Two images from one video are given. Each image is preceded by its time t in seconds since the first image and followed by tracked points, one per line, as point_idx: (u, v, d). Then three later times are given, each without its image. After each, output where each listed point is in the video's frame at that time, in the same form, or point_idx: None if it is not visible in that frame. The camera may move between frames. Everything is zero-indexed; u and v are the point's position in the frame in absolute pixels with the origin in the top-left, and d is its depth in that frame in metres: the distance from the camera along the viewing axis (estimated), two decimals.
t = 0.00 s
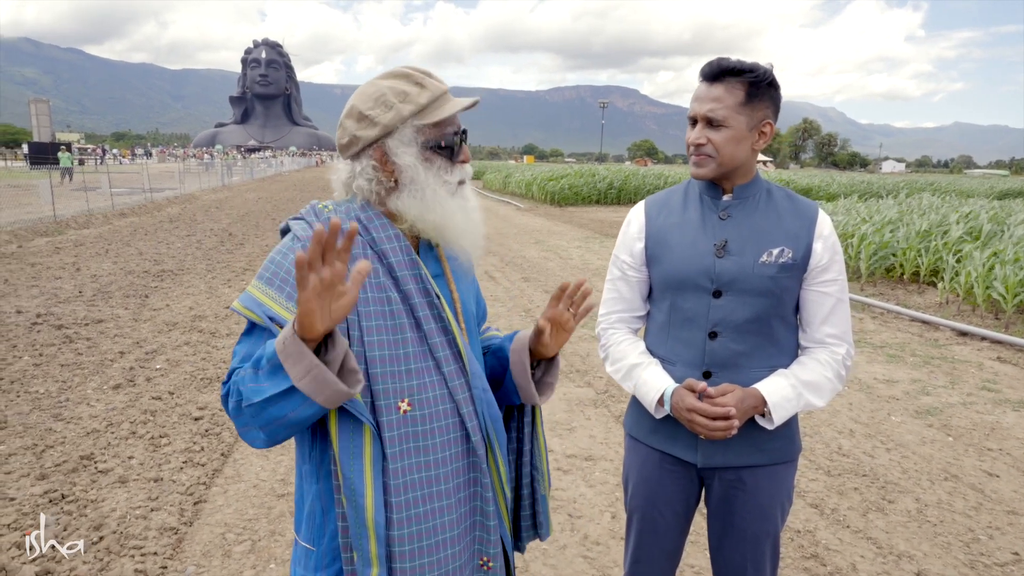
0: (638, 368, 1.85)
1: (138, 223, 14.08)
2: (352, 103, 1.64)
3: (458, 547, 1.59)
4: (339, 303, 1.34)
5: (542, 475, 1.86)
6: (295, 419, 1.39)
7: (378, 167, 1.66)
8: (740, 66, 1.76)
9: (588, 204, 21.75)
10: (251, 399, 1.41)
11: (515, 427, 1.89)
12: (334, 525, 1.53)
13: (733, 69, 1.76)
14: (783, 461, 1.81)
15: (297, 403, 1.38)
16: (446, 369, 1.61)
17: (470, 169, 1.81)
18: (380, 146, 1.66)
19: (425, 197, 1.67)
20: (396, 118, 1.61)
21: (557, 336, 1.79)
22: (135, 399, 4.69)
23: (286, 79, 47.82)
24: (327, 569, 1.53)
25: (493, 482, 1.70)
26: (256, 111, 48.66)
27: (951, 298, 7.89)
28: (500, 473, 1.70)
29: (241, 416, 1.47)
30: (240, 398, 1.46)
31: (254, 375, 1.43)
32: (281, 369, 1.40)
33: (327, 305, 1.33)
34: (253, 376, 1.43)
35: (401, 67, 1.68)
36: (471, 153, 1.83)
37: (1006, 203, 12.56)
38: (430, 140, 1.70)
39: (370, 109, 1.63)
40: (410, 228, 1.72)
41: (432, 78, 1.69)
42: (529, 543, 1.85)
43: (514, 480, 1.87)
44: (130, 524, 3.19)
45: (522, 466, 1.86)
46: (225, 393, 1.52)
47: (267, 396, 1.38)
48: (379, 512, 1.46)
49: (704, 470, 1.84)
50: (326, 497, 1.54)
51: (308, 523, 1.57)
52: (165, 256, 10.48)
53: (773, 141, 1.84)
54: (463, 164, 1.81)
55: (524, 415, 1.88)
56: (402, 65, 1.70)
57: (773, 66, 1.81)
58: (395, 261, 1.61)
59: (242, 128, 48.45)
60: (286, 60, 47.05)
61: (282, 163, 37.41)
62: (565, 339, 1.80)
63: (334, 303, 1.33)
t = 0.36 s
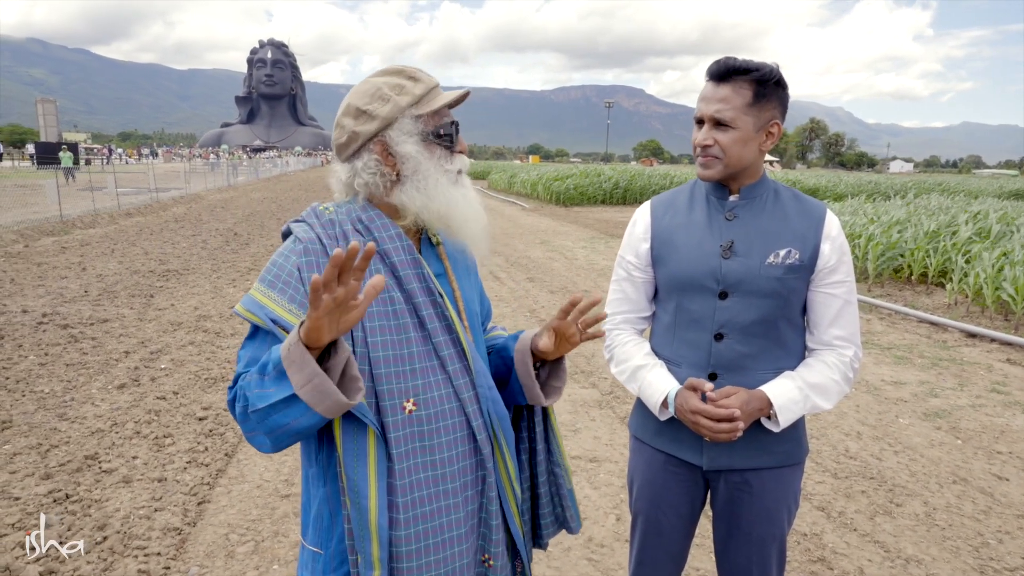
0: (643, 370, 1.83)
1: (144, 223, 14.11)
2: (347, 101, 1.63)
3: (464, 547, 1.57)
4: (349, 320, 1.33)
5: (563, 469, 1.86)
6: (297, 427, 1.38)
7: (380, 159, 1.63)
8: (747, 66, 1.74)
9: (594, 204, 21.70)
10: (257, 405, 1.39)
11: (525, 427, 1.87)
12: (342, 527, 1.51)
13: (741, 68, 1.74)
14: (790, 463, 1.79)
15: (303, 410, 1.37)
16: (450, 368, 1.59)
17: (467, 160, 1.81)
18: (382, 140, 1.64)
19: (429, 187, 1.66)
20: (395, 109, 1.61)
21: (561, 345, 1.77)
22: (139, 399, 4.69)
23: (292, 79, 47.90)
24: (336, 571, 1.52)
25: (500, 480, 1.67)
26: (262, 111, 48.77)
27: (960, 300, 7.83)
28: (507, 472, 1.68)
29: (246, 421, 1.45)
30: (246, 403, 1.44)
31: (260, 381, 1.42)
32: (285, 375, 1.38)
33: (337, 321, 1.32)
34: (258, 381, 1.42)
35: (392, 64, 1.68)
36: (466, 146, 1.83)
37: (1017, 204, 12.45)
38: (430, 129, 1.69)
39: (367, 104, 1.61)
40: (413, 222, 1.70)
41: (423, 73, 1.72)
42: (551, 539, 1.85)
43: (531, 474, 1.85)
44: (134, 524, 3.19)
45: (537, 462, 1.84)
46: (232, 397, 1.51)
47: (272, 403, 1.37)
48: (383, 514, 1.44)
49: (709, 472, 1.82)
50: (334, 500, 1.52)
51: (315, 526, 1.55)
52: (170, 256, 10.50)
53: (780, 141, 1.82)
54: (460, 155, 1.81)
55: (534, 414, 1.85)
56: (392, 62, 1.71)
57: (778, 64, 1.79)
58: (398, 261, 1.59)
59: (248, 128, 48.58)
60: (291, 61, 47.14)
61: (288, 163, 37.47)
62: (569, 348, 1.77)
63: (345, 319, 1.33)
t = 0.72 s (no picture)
0: (647, 369, 1.83)
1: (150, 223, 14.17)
2: (357, 101, 1.63)
3: (468, 545, 1.57)
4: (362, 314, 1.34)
5: (550, 475, 1.84)
6: (304, 424, 1.38)
7: (387, 160, 1.63)
8: (754, 66, 1.73)
9: (597, 204, 21.69)
10: (263, 401, 1.39)
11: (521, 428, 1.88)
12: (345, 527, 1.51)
13: (747, 68, 1.74)
14: (794, 465, 1.78)
15: (310, 407, 1.37)
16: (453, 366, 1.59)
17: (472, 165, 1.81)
18: (389, 143, 1.64)
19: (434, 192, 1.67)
20: (404, 113, 1.61)
21: (563, 344, 1.78)
22: (144, 398, 4.71)
23: (297, 80, 48.01)
24: (339, 571, 1.52)
25: (503, 479, 1.68)
26: (267, 112, 48.90)
27: (965, 300, 7.80)
28: (509, 471, 1.68)
29: (252, 418, 1.45)
30: (250, 399, 1.45)
31: (265, 378, 1.42)
32: (292, 371, 1.38)
33: (349, 313, 1.32)
34: (265, 378, 1.42)
35: (404, 66, 1.68)
36: (472, 151, 1.83)
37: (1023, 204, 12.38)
38: (438, 135, 1.70)
39: (377, 105, 1.61)
40: (417, 224, 1.70)
41: (434, 76, 1.71)
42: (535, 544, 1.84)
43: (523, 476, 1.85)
44: (138, 524, 3.20)
45: (530, 465, 1.84)
46: (235, 395, 1.51)
47: (279, 400, 1.37)
48: (387, 512, 1.44)
49: (713, 473, 1.81)
50: (336, 499, 1.52)
51: (317, 525, 1.55)
52: (176, 255, 10.54)
53: (786, 142, 1.81)
54: (466, 160, 1.81)
55: (531, 416, 1.86)
56: (404, 65, 1.71)
57: (787, 66, 1.79)
58: (400, 260, 1.59)
59: (253, 129, 48.72)
60: (296, 61, 47.24)
61: (293, 163, 37.58)
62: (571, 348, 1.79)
63: (357, 313, 1.33)
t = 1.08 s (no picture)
0: (652, 367, 1.82)
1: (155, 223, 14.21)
2: (361, 100, 1.63)
3: (472, 546, 1.56)
4: (365, 320, 1.33)
5: (549, 478, 1.83)
6: (308, 428, 1.38)
7: (390, 159, 1.63)
8: (759, 70, 1.72)
9: (601, 204, 21.67)
10: (267, 406, 1.39)
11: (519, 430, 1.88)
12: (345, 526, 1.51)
13: (752, 72, 1.72)
14: (799, 465, 1.77)
15: (314, 412, 1.37)
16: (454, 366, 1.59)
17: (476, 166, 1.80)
18: (392, 143, 1.64)
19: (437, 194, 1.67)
20: (408, 112, 1.61)
21: (568, 354, 1.78)
22: (149, 397, 4.72)
23: (302, 80, 48.12)
24: (339, 570, 1.52)
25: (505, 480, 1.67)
26: (272, 112, 49.02)
27: (971, 301, 7.76)
28: (510, 471, 1.68)
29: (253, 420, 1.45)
30: (252, 402, 1.44)
31: (269, 382, 1.42)
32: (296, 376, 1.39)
33: (352, 320, 1.32)
34: (268, 381, 1.42)
35: (408, 66, 1.68)
36: (475, 152, 1.83)
37: None
38: (442, 135, 1.70)
39: (381, 104, 1.62)
40: (419, 224, 1.70)
41: (439, 77, 1.72)
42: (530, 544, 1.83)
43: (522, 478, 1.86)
44: (143, 523, 3.20)
45: (529, 468, 1.83)
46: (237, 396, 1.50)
47: (283, 404, 1.37)
48: (389, 511, 1.44)
49: (718, 474, 1.80)
50: (336, 498, 1.52)
51: (318, 524, 1.55)
52: (181, 255, 10.57)
53: (794, 142, 1.80)
54: (469, 161, 1.81)
55: (530, 419, 1.86)
56: (409, 65, 1.71)
57: (792, 67, 1.77)
58: (402, 260, 1.59)
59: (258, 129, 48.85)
60: (301, 62, 47.32)
61: (298, 163, 37.67)
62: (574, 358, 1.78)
63: (360, 319, 1.32)
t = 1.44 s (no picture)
0: (656, 369, 1.82)
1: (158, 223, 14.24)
2: (361, 101, 1.63)
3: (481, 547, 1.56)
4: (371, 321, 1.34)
5: (555, 479, 1.83)
6: (313, 429, 1.38)
7: (390, 159, 1.63)
8: (767, 66, 1.72)
9: (604, 204, 21.66)
10: (273, 407, 1.39)
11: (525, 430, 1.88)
12: (349, 526, 1.51)
13: (761, 68, 1.72)
14: (804, 466, 1.77)
15: (320, 412, 1.37)
16: (458, 366, 1.58)
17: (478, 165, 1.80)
18: (391, 143, 1.64)
19: (438, 194, 1.66)
20: (406, 112, 1.61)
21: (571, 353, 1.78)
22: (153, 397, 4.73)
23: (305, 81, 48.22)
24: (343, 570, 1.52)
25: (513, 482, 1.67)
26: (275, 112, 49.10)
27: (975, 301, 7.74)
28: (520, 470, 1.67)
29: (259, 421, 1.45)
30: (257, 403, 1.44)
31: (274, 383, 1.42)
32: (301, 377, 1.39)
33: (357, 320, 1.32)
34: (273, 382, 1.42)
35: (408, 66, 1.68)
36: (477, 152, 1.82)
37: None
38: (442, 134, 1.69)
39: (381, 104, 1.62)
40: (421, 224, 1.70)
41: (440, 76, 1.71)
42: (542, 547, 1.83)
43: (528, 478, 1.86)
44: (146, 522, 3.21)
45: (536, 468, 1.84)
46: (242, 397, 1.50)
47: (289, 405, 1.37)
48: (395, 511, 1.44)
49: (722, 475, 1.80)
50: (340, 499, 1.52)
51: (323, 524, 1.55)
52: (184, 255, 10.59)
53: (799, 142, 1.80)
54: (471, 161, 1.80)
55: (536, 419, 1.86)
56: (409, 65, 1.71)
57: (801, 66, 1.77)
58: (405, 260, 1.59)
59: (262, 129, 48.94)
60: (304, 62, 47.40)
61: (301, 163, 37.74)
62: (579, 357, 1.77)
63: (365, 320, 1.33)
